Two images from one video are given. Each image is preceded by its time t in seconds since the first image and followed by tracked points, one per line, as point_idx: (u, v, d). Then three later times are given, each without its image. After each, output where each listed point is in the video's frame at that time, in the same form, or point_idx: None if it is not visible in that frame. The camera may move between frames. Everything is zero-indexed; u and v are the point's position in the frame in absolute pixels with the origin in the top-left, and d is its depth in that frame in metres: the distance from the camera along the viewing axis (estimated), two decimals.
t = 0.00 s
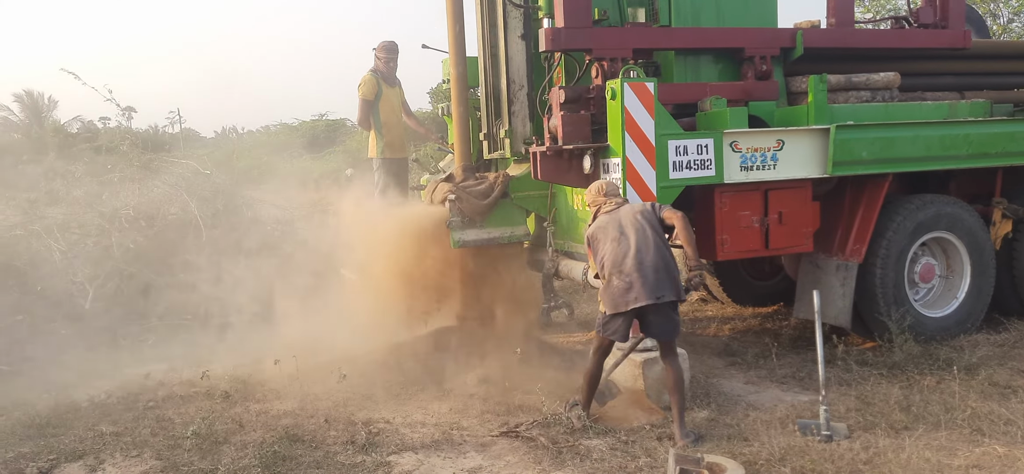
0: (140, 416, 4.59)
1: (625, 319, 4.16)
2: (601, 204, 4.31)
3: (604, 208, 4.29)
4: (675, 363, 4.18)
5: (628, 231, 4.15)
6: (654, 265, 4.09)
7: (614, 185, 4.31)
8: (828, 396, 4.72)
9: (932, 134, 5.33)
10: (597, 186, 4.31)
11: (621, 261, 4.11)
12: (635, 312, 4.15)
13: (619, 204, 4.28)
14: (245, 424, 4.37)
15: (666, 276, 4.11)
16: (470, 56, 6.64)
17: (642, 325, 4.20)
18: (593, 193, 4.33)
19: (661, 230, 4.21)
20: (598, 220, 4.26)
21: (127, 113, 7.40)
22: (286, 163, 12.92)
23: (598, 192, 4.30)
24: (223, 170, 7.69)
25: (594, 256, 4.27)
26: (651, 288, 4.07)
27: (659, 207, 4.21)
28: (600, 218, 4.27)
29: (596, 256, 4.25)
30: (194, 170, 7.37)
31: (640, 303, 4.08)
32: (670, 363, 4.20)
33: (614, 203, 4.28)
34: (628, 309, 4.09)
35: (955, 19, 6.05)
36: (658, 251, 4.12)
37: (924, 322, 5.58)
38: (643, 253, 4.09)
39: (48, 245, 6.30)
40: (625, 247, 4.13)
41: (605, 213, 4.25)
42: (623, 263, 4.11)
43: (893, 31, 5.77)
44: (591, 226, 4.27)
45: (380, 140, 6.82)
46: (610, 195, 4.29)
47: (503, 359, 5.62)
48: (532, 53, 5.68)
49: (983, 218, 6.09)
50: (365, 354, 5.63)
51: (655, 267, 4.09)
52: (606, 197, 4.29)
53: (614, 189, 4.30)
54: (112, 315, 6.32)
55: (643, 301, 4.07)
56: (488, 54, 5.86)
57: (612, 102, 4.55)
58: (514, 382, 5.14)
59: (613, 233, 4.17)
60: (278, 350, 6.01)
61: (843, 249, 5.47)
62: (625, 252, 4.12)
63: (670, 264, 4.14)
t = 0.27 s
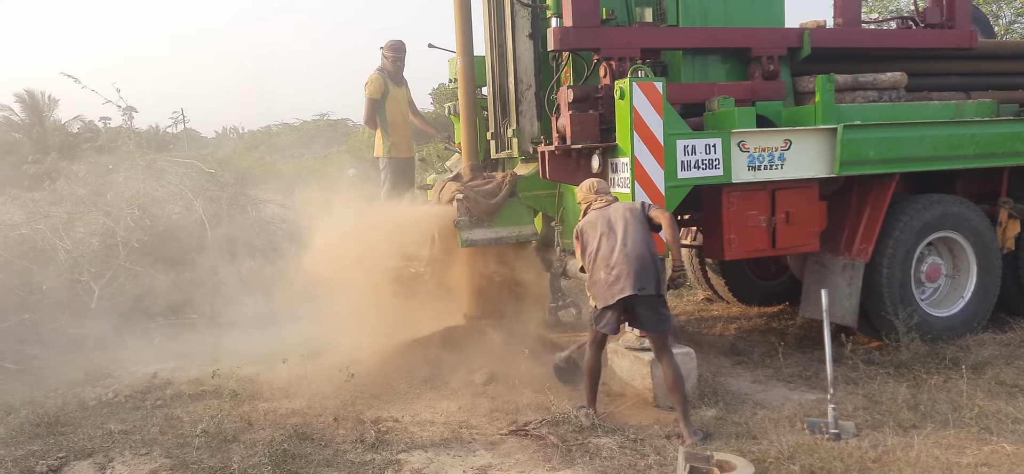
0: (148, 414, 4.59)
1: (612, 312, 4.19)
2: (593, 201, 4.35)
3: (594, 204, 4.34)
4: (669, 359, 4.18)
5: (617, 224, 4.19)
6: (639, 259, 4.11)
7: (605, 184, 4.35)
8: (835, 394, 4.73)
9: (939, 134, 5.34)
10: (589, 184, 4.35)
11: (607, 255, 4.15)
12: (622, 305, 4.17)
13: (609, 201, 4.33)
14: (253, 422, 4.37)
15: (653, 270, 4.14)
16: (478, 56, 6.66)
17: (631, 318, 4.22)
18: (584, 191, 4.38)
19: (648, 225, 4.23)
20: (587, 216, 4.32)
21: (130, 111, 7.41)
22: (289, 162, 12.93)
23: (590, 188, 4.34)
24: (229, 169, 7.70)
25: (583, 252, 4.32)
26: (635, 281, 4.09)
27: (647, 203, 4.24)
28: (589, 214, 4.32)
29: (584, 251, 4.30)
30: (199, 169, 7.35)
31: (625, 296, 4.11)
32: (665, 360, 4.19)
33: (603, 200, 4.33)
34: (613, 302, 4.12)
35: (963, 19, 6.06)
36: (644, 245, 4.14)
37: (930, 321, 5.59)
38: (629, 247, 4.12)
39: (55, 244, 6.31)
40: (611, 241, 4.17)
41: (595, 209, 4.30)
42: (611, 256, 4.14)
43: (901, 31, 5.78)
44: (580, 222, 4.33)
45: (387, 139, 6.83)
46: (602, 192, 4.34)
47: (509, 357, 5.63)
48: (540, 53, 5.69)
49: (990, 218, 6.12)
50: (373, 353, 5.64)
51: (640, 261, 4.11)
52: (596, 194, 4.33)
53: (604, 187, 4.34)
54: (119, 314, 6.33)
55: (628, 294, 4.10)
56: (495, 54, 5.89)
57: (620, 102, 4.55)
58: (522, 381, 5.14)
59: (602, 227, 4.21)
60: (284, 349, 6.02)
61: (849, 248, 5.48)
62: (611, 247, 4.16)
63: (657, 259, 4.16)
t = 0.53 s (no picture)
0: (151, 415, 4.61)
1: (604, 309, 4.20)
2: (568, 208, 4.37)
3: (571, 210, 4.35)
4: (663, 357, 4.20)
5: (600, 226, 4.22)
6: (628, 255, 4.16)
7: (579, 191, 4.40)
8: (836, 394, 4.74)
9: (940, 135, 5.35)
10: (562, 192, 4.39)
11: (597, 253, 4.16)
12: (613, 302, 4.20)
13: (586, 206, 4.36)
14: (257, 423, 4.39)
15: (641, 267, 4.19)
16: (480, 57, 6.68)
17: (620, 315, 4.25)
18: (559, 199, 4.40)
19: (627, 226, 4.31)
20: (566, 221, 4.31)
21: (130, 111, 7.40)
22: (289, 162, 12.95)
23: (564, 196, 4.38)
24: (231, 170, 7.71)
25: (564, 256, 4.30)
26: (626, 277, 4.12)
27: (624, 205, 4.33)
28: (567, 219, 4.32)
29: (567, 253, 4.28)
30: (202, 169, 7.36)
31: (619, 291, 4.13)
32: (659, 361, 4.21)
33: (581, 205, 4.35)
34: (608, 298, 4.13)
35: (964, 20, 6.08)
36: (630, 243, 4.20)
37: (932, 321, 5.61)
38: (617, 244, 4.16)
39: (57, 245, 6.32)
40: (599, 240, 4.18)
41: (573, 215, 4.32)
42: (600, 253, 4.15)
43: (902, 32, 5.80)
44: (558, 227, 4.31)
45: (389, 140, 6.87)
46: (576, 199, 4.37)
47: (511, 357, 5.64)
48: (543, 54, 5.71)
49: (991, 219, 6.14)
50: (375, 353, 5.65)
51: (629, 257, 4.17)
52: (572, 201, 4.36)
53: (579, 194, 4.38)
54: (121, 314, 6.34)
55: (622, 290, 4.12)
56: (498, 56, 5.91)
57: (623, 103, 4.56)
58: (524, 381, 5.16)
59: (586, 229, 4.23)
60: (287, 350, 6.03)
61: (850, 249, 5.50)
62: (600, 245, 4.17)
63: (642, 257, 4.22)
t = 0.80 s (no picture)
0: (152, 415, 4.62)
1: (607, 305, 4.20)
2: (551, 243, 4.43)
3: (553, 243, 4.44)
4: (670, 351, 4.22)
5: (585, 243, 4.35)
6: (621, 258, 4.27)
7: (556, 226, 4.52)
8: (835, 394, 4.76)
9: (939, 136, 5.37)
10: (544, 228, 4.46)
11: (592, 257, 4.23)
12: (615, 299, 4.21)
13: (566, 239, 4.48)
14: (258, 422, 4.40)
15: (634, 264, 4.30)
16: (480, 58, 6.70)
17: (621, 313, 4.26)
18: (541, 235, 4.46)
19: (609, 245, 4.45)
20: (551, 250, 4.38)
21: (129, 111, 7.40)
22: (288, 163, 12.96)
23: (547, 231, 4.45)
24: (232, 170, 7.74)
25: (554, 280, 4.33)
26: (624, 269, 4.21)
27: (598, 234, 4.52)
28: (551, 249, 4.39)
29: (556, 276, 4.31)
30: (201, 170, 7.38)
31: (621, 284, 4.17)
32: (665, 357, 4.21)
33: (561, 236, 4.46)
34: (612, 289, 4.15)
35: (962, 21, 6.10)
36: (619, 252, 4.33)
37: (930, 322, 5.62)
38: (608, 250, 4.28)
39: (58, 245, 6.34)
40: (590, 249, 4.28)
41: (557, 247, 4.40)
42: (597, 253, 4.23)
43: (901, 33, 5.82)
44: (544, 256, 4.37)
45: (388, 142, 6.91)
46: (559, 234, 4.46)
47: (511, 358, 5.66)
48: (542, 55, 5.72)
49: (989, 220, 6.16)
50: (375, 353, 5.67)
51: (623, 258, 4.28)
52: (553, 234, 4.45)
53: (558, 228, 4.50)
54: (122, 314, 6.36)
55: (624, 282, 4.18)
56: (498, 57, 5.94)
57: (622, 104, 4.57)
58: (524, 381, 5.17)
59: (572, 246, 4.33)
60: (287, 350, 6.04)
61: (849, 249, 5.52)
62: (593, 252, 4.26)
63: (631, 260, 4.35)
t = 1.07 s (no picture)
0: (152, 413, 4.62)
1: (619, 297, 4.22)
2: (549, 237, 4.51)
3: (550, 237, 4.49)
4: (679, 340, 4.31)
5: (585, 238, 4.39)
6: (626, 251, 4.32)
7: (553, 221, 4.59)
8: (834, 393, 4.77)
9: (938, 135, 5.37)
10: (543, 222, 4.54)
11: (600, 250, 4.26)
12: (626, 291, 4.24)
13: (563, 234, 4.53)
14: (258, 421, 4.40)
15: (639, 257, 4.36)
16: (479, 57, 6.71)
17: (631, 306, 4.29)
18: (538, 231, 4.53)
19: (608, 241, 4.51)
20: (551, 242, 4.42)
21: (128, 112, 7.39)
22: (288, 162, 12.95)
23: (545, 225, 4.53)
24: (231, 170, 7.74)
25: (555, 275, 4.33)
26: (634, 262, 4.26)
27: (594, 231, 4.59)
28: (550, 242, 4.43)
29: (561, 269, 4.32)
30: (201, 169, 7.37)
31: (632, 275, 4.22)
32: (676, 346, 4.29)
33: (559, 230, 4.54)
34: (625, 279, 4.18)
35: (962, 20, 6.10)
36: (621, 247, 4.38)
37: (930, 321, 5.63)
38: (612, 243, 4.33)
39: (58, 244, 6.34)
40: (594, 241, 4.32)
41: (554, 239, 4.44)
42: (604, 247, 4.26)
43: (900, 32, 5.82)
44: (544, 248, 4.39)
45: (388, 140, 6.88)
46: (557, 229, 4.54)
47: (510, 357, 5.66)
48: (542, 54, 5.72)
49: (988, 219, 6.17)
50: (375, 352, 5.67)
51: (628, 251, 4.33)
52: (550, 229, 4.53)
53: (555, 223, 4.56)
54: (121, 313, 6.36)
55: (634, 272, 4.23)
56: (497, 56, 5.94)
57: (622, 103, 4.57)
58: (523, 380, 5.18)
59: (574, 242, 4.36)
60: (286, 349, 6.04)
61: (848, 249, 5.52)
62: (598, 244, 4.30)
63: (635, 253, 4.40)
